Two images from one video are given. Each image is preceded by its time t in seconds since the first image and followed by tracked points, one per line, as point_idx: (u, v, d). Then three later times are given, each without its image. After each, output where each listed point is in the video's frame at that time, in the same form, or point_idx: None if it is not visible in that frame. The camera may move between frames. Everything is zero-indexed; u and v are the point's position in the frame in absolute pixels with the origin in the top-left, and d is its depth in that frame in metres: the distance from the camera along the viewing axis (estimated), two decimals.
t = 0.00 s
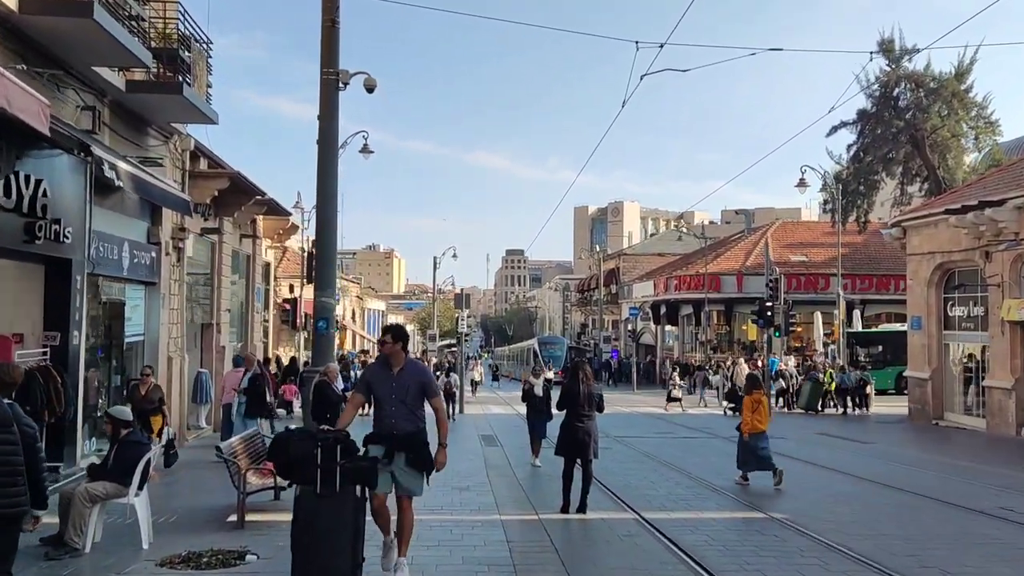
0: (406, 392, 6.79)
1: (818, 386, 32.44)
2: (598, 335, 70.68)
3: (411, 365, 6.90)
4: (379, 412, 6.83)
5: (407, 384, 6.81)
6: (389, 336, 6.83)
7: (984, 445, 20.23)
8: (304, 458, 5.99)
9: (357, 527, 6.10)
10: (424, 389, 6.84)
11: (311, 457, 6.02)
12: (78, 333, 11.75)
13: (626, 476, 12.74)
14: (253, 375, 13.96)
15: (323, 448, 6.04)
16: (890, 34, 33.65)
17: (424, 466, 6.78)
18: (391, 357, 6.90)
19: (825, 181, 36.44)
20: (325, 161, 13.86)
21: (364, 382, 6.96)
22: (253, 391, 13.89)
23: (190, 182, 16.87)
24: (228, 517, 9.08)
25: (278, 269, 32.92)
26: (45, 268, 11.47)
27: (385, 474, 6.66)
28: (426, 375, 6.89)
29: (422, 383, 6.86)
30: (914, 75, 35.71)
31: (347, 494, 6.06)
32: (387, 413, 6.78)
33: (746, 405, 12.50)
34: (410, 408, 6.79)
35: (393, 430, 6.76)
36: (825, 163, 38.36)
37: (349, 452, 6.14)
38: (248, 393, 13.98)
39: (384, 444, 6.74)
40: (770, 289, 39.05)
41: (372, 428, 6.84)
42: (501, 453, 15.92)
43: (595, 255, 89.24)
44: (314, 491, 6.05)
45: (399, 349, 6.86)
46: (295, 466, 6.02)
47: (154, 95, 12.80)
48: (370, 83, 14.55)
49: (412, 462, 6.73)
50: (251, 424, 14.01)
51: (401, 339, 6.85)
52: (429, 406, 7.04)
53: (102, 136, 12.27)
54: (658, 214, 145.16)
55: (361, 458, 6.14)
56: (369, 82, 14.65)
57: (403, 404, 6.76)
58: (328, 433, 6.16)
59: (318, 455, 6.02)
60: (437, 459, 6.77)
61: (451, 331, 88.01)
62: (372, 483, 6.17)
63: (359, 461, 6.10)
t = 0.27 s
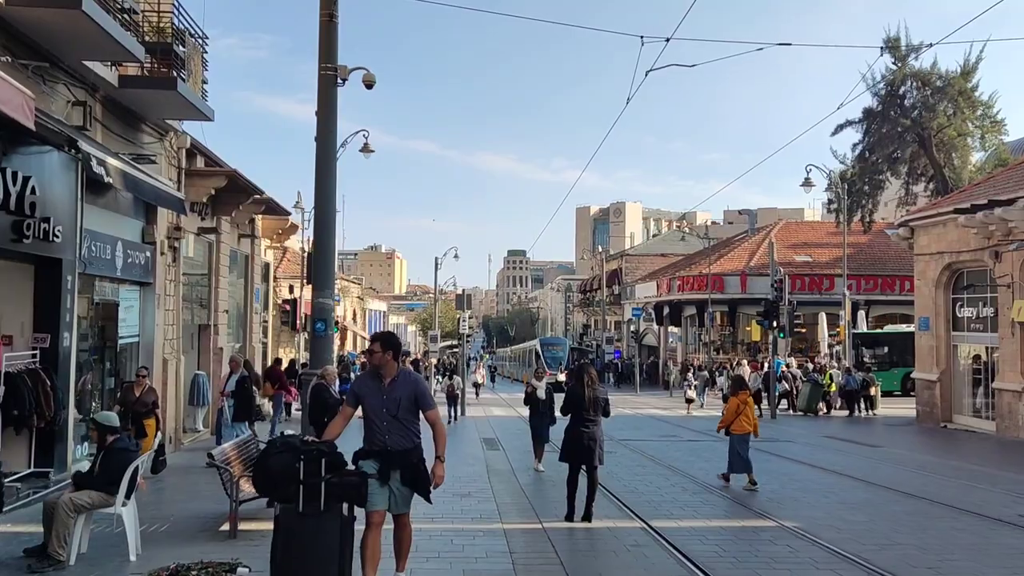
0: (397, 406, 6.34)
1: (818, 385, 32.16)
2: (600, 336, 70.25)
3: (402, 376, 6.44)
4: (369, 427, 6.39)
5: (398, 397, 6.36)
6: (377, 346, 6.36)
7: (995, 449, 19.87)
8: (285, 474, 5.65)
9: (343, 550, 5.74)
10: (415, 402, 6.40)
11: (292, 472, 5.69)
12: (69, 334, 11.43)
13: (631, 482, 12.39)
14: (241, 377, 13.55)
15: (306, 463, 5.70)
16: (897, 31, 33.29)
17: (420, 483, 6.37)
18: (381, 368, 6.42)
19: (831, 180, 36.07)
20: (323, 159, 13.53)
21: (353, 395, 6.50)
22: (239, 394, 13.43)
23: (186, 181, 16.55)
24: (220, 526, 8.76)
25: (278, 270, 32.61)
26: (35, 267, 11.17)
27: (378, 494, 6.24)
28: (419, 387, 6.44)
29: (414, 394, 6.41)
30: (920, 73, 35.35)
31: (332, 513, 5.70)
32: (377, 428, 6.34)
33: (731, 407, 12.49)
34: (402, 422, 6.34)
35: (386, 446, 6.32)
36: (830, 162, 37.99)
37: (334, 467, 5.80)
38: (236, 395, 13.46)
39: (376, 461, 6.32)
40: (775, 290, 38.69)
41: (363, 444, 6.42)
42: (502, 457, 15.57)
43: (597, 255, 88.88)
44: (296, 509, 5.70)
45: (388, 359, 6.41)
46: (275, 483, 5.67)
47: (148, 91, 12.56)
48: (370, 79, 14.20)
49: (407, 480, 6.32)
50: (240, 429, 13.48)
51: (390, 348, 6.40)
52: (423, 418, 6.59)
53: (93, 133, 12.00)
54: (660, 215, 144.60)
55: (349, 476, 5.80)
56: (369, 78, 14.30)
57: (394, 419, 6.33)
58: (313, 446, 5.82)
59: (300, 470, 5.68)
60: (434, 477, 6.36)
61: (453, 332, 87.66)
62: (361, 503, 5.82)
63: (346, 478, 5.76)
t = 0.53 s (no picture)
0: (386, 405, 5.81)
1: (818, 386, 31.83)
2: (602, 336, 70.03)
3: (391, 372, 5.92)
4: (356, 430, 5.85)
5: (387, 396, 5.83)
6: (362, 339, 5.84)
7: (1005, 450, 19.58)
8: (266, 488, 5.23)
9: (330, 568, 5.36)
10: (406, 401, 5.87)
11: (275, 485, 5.26)
12: (63, 333, 11.18)
13: (638, 485, 12.11)
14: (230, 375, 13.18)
15: (289, 474, 5.27)
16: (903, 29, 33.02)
17: (410, 492, 5.82)
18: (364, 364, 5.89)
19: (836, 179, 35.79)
20: (323, 156, 13.28)
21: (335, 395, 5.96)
22: (226, 392, 13.09)
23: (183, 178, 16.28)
24: (215, 532, 8.48)
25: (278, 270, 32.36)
26: (28, 265, 10.91)
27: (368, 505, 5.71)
28: (410, 383, 5.91)
29: (406, 392, 5.87)
30: (926, 71, 35.06)
31: (319, 530, 5.29)
32: (364, 431, 5.80)
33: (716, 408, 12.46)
34: (391, 423, 5.81)
35: (374, 450, 5.77)
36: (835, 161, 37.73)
37: (320, 479, 5.34)
38: (224, 395, 13.11)
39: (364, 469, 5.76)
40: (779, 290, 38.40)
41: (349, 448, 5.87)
42: (506, 459, 15.29)
43: (599, 255, 88.67)
44: (279, 527, 5.28)
45: (376, 354, 5.89)
46: (257, 496, 5.25)
47: (144, 85, 12.31)
48: (370, 74, 13.94)
49: (398, 489, 5.77)
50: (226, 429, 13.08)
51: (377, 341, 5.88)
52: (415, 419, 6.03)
53: (87, 128, 11.75)
54: (661, 215, 144.35)
55: (337, 488, 5.36)
56: (369, 73, 14.05)
57: (383, 419, 5.79)
58: (298, 455, 5.38)
59: (283, 481, 5.25)
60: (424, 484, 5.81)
61: (455, 332, 87.41)
62: (350, 518, 5.40)
63: (334, 491, 5.33)
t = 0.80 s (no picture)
0: (379, 408, 5.21)
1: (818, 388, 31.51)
2: (604, 337, 69.69)
3: (385, 371, 5.31)
4: (347, 437, 5.25)
5: (380, 398, 5.23)
6: (351, 335, 5.22)
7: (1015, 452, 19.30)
8: (248, 504, 4.91)
9: None
10: (402, 403, 5.28)
11: (255, 502, 4.93)
12: (55, 333, 10.89)
13: (645, 490, 11.81)
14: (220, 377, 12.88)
15: (271, 489, 4.93)
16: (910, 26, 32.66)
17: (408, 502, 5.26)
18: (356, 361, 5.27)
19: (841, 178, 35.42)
20: (323, 152, 13.00)
21: (323, 399, 5.30)
22: (216, 394, 12.80)
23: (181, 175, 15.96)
24: (210, 539, 8.17)
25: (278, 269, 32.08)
26: (21, 263, 10.65)
27: (359, 520, 5.21)
28: (406, 383, 5.30)
29: (402, 392, 5.28)
30: (932, 69, 34.70)
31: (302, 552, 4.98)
32: (357, 437, 5.21)
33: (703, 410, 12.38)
34: (386, 428, 5.22)
35: (366, 458, 5.19)
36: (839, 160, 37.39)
37: (306, 495, 5.01)
38: (214, 397, 12.83)
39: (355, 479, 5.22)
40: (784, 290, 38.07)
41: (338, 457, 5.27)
42: (508, 462, 15.00)
43: (600, 256, 88.33)
44: (259, 549, 4.96)
45: (367, 352, 5.28)
46: (235, 514, 4.91)
47: (140, 79, 12.04)
48: (371, 69, 13.64)
49: (394, 500, 5.21)
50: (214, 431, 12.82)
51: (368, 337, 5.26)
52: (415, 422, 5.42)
53: (81, 123, 11.49)
54: (663, 215, 144.07)
55: (325, 505, 5.01)
56: (370, 67, 13.76)
57: (377, 424, 5.20)
58: (281, 468, 5.02)
59: (264, 498, 4.92)
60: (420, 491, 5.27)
61: (456, 332, 87.14)
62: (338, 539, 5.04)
63: (322, 509, 4.99)
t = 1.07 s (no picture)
0: (373, 424, 4.48)
1: (818, 389, 31.17)
2: (606, 337, 69.49)
3: (384, 382, 4.58)
4: (335, 454, 4.51)
5: (375, 413, 4.49)
6: (347, 338, 4.54)
7: None
8: (213, 522, 4.22)
9: None
10: (401, 419, 4.55)
11: (223, 521, 4.23)
12: (45, 331, 10.61)
13: (652, 493, 11.49)
14: (205, 378, 12.61)
15: (240, 507, 4.24)
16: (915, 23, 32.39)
17: (402, 533, 4.50)
18: (350, 366, 4.52)
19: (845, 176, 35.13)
20: (321, 148, 12.73)
21: (313, 408, 4.56)
22: (203, 395, 12.50)
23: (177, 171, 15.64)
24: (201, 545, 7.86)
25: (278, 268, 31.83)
26: (10, 260, 10.38)
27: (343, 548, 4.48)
28: (406, 397, 4.57)
29: (401, 406, 4.55)
30: (937, 67, 34.43)
31: None
32: (346, 454, 4.47)
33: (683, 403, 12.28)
34: (380, 447, 4.49)
35: (355, 480, 4.47)
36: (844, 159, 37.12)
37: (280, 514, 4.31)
38: (200, 400, 12.52)
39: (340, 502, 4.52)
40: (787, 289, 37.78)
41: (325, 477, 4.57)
42: (511, 464, 14.67)
43: (603, 255, 88.12)
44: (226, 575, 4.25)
45: (363, 359, 4.55)
46: (200, 536, 4.23)
47: (134, 72, 11.76)
48: (370, 63, 13.36)
49: (386, 529, 4.47)
50: (201, 435, 12.52)
51: (364, 341, 4.55)
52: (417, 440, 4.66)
53: (73, 116, 11.22)
54: (665, 216, 143.86)
55: (302, 526, 4.28)
56: (369, 61, 13.48)
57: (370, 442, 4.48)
58: (255, 481, 4.33)
59: (233, 516, 4.23)
60: (421, 520, 4.46)
61: (457, 333, 86.97)
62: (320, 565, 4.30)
63: (299, 531, 4.25)
